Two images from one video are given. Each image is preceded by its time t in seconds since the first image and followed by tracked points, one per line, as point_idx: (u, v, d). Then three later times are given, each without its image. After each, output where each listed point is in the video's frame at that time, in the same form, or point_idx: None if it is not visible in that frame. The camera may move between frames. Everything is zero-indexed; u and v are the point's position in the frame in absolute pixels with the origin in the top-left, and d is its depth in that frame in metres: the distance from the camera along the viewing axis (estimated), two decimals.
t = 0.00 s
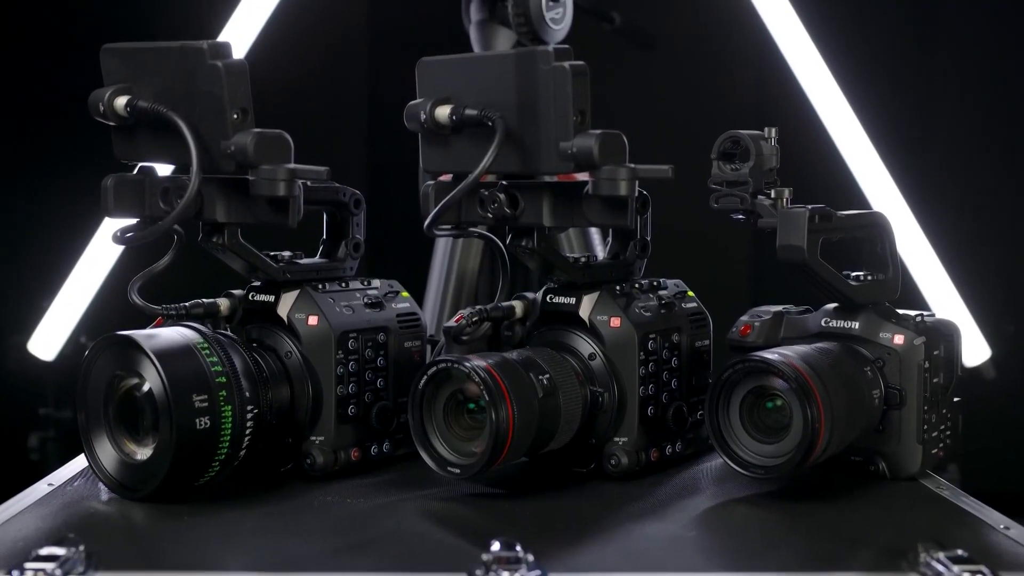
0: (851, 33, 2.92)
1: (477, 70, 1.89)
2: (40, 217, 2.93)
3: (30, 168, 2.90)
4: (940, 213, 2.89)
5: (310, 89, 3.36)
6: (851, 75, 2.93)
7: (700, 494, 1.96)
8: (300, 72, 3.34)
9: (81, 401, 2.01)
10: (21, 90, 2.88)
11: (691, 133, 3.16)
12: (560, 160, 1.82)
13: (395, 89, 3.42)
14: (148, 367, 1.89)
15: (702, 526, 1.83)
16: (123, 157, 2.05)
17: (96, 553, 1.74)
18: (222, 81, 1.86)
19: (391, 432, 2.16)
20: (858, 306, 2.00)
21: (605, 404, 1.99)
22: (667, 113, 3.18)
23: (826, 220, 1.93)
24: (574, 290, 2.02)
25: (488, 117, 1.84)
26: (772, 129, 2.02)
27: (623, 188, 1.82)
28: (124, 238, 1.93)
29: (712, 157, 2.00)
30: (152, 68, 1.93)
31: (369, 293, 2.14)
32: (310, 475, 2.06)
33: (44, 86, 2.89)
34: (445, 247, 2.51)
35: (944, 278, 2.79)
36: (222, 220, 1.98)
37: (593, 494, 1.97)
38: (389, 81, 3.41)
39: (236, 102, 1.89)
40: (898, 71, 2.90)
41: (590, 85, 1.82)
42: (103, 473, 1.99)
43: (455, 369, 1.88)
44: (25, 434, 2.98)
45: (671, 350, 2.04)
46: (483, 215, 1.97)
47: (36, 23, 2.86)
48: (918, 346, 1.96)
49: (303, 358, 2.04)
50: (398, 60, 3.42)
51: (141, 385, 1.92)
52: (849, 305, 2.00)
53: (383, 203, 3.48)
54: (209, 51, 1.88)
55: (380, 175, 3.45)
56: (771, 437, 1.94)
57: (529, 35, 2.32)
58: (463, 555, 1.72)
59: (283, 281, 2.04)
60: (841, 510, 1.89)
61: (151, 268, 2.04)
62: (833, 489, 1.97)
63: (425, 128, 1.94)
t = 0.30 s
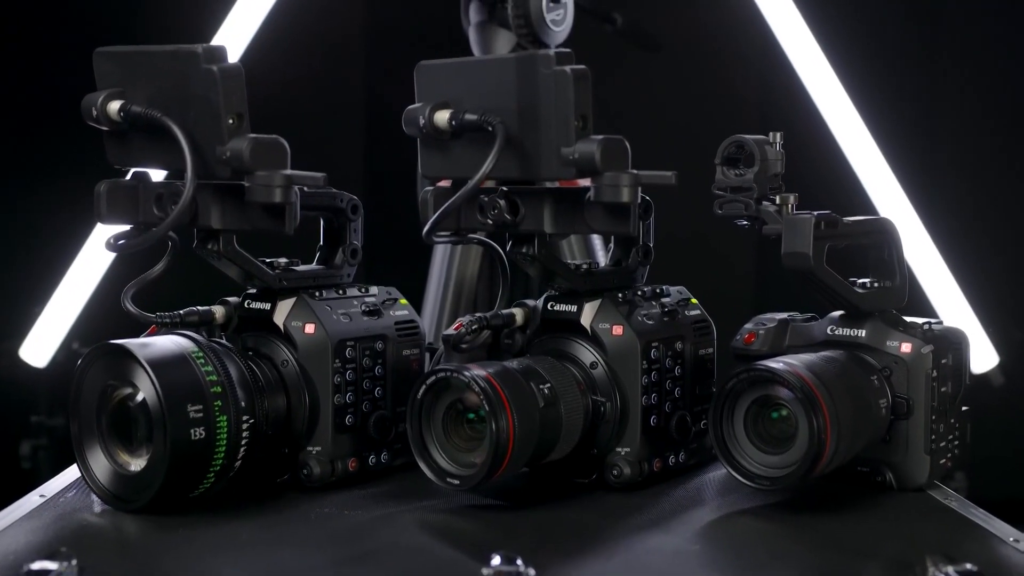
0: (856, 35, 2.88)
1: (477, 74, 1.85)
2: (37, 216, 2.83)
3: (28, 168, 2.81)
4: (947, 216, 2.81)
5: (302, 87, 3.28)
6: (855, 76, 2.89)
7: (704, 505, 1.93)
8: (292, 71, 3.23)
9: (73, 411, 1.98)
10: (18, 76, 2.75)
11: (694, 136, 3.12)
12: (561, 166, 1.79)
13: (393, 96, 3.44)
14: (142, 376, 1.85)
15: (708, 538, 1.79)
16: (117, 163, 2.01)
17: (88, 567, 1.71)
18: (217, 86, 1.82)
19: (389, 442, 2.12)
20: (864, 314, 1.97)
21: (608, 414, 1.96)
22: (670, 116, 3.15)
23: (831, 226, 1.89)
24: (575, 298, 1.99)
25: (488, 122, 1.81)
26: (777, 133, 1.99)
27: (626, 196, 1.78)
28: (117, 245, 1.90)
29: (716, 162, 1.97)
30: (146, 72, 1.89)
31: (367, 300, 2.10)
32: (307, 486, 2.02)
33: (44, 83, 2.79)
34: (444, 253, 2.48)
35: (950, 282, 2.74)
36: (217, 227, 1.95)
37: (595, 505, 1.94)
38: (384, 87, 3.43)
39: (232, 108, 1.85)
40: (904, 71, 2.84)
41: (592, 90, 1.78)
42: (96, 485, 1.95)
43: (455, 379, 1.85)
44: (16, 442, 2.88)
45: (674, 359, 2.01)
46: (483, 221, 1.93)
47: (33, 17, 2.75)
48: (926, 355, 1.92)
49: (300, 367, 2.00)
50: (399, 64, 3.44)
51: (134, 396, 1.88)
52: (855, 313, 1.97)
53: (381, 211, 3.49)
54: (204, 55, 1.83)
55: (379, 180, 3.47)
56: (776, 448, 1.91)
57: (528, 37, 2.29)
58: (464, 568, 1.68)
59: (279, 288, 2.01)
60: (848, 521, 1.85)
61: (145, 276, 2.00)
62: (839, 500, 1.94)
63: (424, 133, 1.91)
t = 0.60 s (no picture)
0: (861, 36, 2.86)
1: (476, 79, 1.82)
2: (31, 221, 2.80)
3: (21, 171, 2.78)
4: (953, 219, 2.77)
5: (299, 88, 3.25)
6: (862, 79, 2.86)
7: (708, 518, 1.89)
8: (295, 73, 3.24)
9: (65, 423, 1.94)
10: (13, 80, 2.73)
11: (696, 138, 3.08)
12: (562, 174, 1.76)
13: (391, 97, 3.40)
14: (135, 388, 1.82)
15: (712, 551, 1.76)
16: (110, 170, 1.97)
17: None
18: (212, 92, 1.79)
19: (387, 453, 2.09)
20: (870, 323, 1.93)
21: (610, 426, 1.92)
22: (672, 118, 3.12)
23: (837, 234, 1.86)
24: (576, 306, 1.95)
25: (488, 128, 1.77)
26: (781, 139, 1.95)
27: (628, 204, 1.75)
28: (109, 253, 1.86)
29: (720, 168, 1.93)
30: (140, 78, 1.86)
31: (364, 309, 2.07)
32: (303, 499, 1.98)
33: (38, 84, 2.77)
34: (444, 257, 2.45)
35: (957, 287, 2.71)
36: (211, 234, 1.91)
37: (596, 518, 1.90)
38: (382, 89, 3.40)
39: (227, 114, 1.81)
40: (909, 72, 2.81)
41: (594, 96, 1.75)
42: (88, 498, 1.91)
43: (454, 390, 1.81)
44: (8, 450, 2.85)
45: (677, 369, 1.97)
46: (483, 229, 1.90)
47: (26, 19, 2.72)
48: (934, 364, 1.89)
49: (296, 378, 1.97)
50: (398, 65, 3.40)
51: (128, 407, 1.84)
52: (862, 322, 1.93)
53: (378, 215, 3.45)
54: (199, 60, 1.80)
55: (376, 183, 3.44)
56: (781, 460, 1.87)
57: (529, 40, 2.26)
58: None
59: (274, 297, 1.97)
60: (855, 533, 1.82)
61: (138, 284, 1.97)
62: (845, 513, 1.90)
63: (423, 139, 1.87)
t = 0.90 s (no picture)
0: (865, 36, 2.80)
1: (476, 85, 1.79)
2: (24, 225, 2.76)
3: (15, 174, 2.73)
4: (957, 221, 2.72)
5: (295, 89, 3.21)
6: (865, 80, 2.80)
7: (712, 531, 1.86)
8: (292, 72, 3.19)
9: (58, 435, 1.90)
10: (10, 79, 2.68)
11: (699, 140, 3.04)
12: (564, 182, 1.72)
13: (389, 100, 3.37)
14: (129, 399, 1.78)
15: (717, 565, 1.72)
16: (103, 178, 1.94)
17: None
18: (207, 98, 1.75)
19: (385, 464, 2.05)
20: (877, 333, 1.90)
21: (612, 437, 1.89)
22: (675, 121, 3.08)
23: (844, 242, 1.83)
24: (578, 316, 1.92)
25: (489, 135, 1.74)
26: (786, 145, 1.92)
27: (631, 212, 1.71)
28: (102, 262, 1.83)
29: (724, 175, 1.90)
30: (134, 83, 1.82)
31: (362, 317, 2.03)
32: (300, 511, 1.95)
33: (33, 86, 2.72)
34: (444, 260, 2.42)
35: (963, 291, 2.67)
36: (206, 243, 1.88)
37: (598, 531, 1.87)
38: (380, 91, 3.35)
39: (222, 121, 1.78)
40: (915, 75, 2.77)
41: (596, 102, 1.72)
42: (81, 512, 1.88)
43: (454, 401, 1.78)
44: None
45: (680, 379, 1.94)
46: (483, 237, 1.86)
47: (19, 19, 2.68)
48: (942, 375, 1.85)
49: (293, 388, 1.93)
50: (395, 67, 3.37)
51: (121, 419, 1.81)
52: (868, 331, 1.90)
53: (377, 219, 3.42)
54: (194, 66, 1.76)
55: (375, 186, 3.40)
56: (787, 472, 1.84)
57: (529, 43, 2.24)
58: None
59: (271, 306, 1.94)
60: (862, 547, 1.78)
61: (132, 293, 1.93)
62: (852, 526, 1.87)
63: (422, 146, 1.83)
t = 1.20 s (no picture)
0: (871, 38, 2.76)
1: (476, 92, 1.75)
2: (21, 230, 2.72)
3: (11, 177, 2.69)
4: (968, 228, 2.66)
5: (293, 92, 3.16)
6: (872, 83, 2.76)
7: (717, 546, 1.82)
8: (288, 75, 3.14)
9: (49, 449, 1.86)
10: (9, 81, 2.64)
11: (701, 144, 3.00)
12: (566, 191, 1.69)
13: (387, 103, 3.33)
14: (122, 412, 1.75)
15: None
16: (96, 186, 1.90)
17: None
18: (201, 105, 1.71)
19: (383, 478, 2.01)
20: (884, 344, 1.86)
21: (615, 450, 1.85)
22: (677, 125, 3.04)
23: (851, 251, 1.79)
24: (579, 326, 1.88)
25: (489, 143, 1.70)
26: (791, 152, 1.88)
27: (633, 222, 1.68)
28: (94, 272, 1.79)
29: (729, 183, 1.86)
30: (127, 90, 1.78)
31: (359, 328, 1.99)
32: (296, 526, 1.91)
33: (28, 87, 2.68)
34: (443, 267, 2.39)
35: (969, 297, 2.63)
36: (201, 253, 1.84)
37: (601, 546, 1.83)
38: (378, 94, 3.31)
39: (217, 129, 1.74)
40: (922, 74, 2.71)
41: (598, 110, 1.68)
42: (73, 527, 1.84)
43: (453, 414, 1.74)
44: None
45: (684, 390, 1.90)
46: (483, 246, 1.82)
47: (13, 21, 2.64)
48: (951, 387, 1.82)
49: (289, 401, 1.89)
50: (393, 70, 3.33)
51: (114, 433, 1.77)
52: (876, 342, 1.86)
53: (375, 223, 3.37)
54: (188, 73, 1.72)
55: (373, 190, 3.36)
56: (792, 487, 1.80)
57: (531, 45, 2.20)
58: None
59: (266, 316, 1.90)
60: (871, 563, 1.74)
61: (125, 303, 1.89)
62: (859, 541, 1.83)
63: (420, 154, 1.80)
